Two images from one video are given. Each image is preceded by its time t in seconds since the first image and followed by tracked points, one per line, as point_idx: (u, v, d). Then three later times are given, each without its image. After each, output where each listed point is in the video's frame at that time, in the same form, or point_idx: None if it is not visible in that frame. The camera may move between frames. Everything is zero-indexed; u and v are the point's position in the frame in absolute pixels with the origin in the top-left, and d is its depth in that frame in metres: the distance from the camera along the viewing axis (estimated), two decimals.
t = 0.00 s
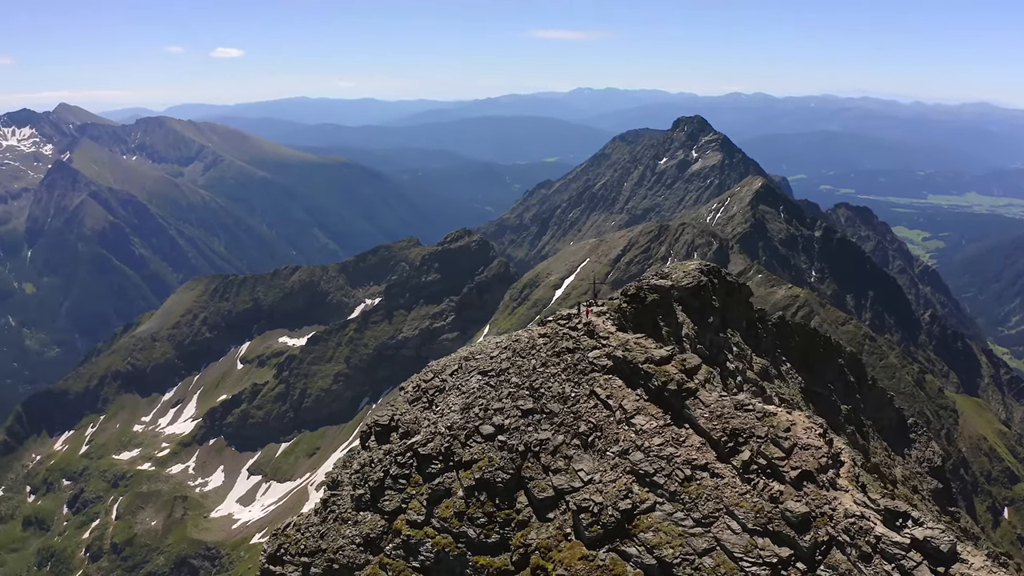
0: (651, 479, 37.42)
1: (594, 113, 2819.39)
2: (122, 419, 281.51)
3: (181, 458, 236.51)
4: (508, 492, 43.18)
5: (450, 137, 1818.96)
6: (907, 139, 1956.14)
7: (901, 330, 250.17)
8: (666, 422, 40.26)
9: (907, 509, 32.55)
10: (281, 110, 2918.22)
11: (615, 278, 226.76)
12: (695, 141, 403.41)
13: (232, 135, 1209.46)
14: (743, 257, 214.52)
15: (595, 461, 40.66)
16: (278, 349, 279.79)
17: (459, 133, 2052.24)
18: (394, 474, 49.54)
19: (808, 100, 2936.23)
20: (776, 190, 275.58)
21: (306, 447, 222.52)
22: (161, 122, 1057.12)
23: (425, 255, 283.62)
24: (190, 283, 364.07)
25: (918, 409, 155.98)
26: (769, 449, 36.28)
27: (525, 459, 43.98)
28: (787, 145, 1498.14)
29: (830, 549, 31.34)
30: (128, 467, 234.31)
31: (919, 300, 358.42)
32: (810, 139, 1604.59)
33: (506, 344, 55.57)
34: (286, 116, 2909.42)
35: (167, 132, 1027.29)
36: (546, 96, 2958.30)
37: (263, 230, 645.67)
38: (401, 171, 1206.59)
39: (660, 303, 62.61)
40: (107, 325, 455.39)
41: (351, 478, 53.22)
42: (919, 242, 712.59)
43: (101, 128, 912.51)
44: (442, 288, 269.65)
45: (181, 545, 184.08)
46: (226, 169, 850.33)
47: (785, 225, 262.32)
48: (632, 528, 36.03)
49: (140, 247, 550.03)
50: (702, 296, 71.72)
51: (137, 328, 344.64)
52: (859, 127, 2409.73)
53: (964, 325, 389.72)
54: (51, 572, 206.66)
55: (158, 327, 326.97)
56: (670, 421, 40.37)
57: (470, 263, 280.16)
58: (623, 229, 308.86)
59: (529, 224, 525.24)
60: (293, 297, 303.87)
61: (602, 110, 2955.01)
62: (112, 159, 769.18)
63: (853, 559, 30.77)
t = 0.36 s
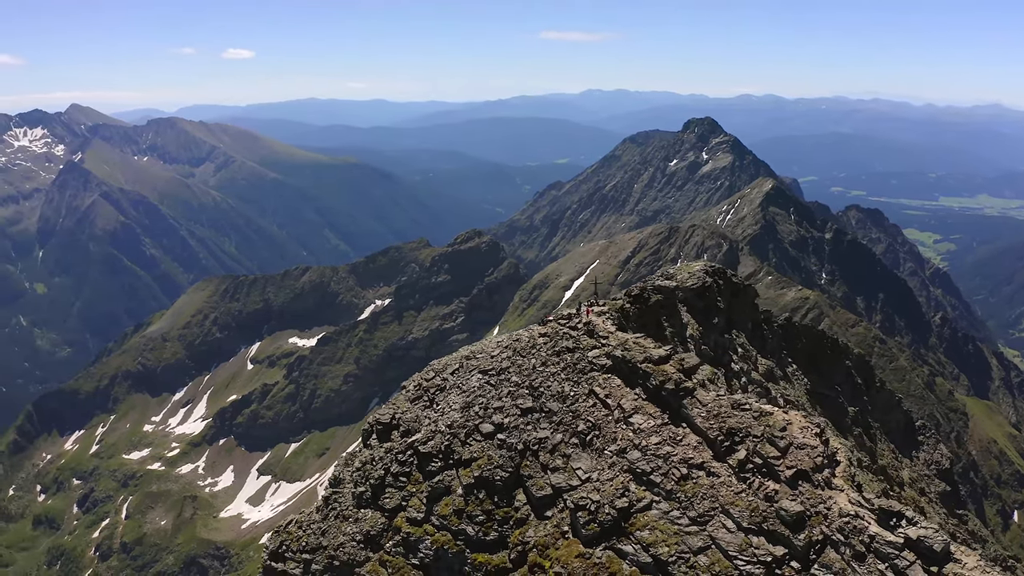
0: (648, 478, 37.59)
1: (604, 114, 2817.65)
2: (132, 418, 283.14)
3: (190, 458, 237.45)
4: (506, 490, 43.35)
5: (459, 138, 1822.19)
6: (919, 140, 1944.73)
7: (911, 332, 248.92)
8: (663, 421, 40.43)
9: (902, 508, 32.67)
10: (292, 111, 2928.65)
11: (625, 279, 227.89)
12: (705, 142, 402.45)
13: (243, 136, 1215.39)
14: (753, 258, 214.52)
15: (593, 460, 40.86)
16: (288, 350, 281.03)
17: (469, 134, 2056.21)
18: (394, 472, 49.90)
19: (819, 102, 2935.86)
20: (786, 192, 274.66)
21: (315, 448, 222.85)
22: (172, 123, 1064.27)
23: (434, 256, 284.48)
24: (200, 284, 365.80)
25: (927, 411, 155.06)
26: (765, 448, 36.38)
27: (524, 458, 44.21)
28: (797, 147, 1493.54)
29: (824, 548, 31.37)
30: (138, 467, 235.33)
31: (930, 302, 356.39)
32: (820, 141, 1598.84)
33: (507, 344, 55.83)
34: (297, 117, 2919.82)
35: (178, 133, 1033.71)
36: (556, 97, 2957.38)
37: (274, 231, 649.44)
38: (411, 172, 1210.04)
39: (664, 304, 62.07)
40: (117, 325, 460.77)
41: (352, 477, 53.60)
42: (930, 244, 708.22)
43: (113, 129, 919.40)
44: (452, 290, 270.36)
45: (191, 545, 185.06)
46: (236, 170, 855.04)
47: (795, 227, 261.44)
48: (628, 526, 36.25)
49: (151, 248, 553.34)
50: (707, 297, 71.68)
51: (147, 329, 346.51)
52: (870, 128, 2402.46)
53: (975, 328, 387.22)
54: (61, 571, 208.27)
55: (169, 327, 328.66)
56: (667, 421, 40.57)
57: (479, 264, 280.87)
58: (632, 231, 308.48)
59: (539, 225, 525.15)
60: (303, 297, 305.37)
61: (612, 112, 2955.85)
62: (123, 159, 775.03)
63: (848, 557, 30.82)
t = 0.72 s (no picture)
0: (645, 477, 37.77)
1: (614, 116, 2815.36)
2: (143, 417, 284.74)
3: (201, 458, 238.21)
4: (506, 488, 43.65)
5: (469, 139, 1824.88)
6: (930, 142, 1934.00)
7: (922, 335, 247.50)
8: (661, 420, 40.63)
9: (896, 508, 32.81)
10: (303, 111, 2939.82)
11: (636, 280, 229.06)
12: (716, 144, 401.67)
13: (254, 137, 1220.82)
14: (763, 260, 215.06)
15: (591, 459, 41.02)
16: (298, 351, 282.17)
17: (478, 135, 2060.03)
18: (395, 469, 50.22)
19: (831, 104, 2940.64)
20: (797, 194, 273.75)
21: (325, 448, 222.41)
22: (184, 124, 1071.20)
23: (444, 257, 285.40)
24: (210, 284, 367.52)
25: (937, 414, 154.07)
26: (761, 447, 36.54)
27: (523, 456, 44.52)
28: (808, 148, 1488.28)
29: (818, 547, 31.44)
30: (148, 467, 236.28)
31: (942, 305, 354.26)
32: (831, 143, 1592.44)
33: (508, 343, 56.01)
34: (308, 117, 2930.07)
35: (189, 133, 1040.78)
36: (565, 98, 2957.69)
37: (284, 232, 652.96)
38: (421, 173, 1212.35)
39: (667, 304, 61.74)
40: (128, 325, 467.24)
41: (354, 474, 53.95)
42: (942, 247, 703.64)
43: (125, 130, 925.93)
44: (463, 291, 270.20)
45: (201, 544, 186.19)
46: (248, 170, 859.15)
47: (806, 228, 260.57)
48: (624, 525, 36.43)
49: (163, 248, 556.83)
50: (712, 298, 71.70)
51: (158, 329, 348.28)
52: (881, 130, 2393.24)
53: (987, 331, 384.76)
54: (71, 570, 209.49)
55: (179, 327, 330.07)
56: (664, 420, 40.74)
57: (489, 265, 281.64)
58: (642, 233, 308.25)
59: (550, 227, 525.14)
60: (314, 298, 307.18)
61: (622, 113, 2955.89)
62: (135, 160, 780.96)
63: (842, 556, 30.93)
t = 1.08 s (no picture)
0: (642, 475, 37.95)
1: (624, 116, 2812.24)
2: (154, 416, 286.41)
3: (211, 457, 238.99)
4: (505, 486, 44.00)
5: (478, 140, 1826.58)
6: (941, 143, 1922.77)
7: (933, 337, 245.88)
8: (659, 419, 40.78)
9: (890, 508, 32.95)
10: (312, 111, 2949.34)
11: (646, 281, 229.99)
12: (727, 145, 401.17)
13: (265, 138, 1226.42)
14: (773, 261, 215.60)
15: (589, 458, 41.23)
16: (309, 351, 283.58)
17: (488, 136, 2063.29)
18: (397, 467, 50.56)
19: (844, 104, 2955.54)
20: (807, 195, 272.92)
21: (335, 448, 220.50)
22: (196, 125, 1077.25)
23: (455, 258, 286.49)
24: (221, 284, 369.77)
25: (947, 417, 152.79)
26: (757, 446, 36.70)
27: (523, 455, 44.69)
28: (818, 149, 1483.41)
29: (812, 546, 31.63)
30: (159, 466, 237.35)
31: (953, 307, 352.21)
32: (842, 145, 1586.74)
33: (509, 342, 56.30)
34: (318, 117, 2938.51)
35: (200, 134, 1046.78)
36: (575, 99, 2957.47)
37: (295, 232, 655.94)
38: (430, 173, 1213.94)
39: (671, 304, 61.62)
40: (138, 324, 466.41)
41: (356, 472, 54.35)
42: (954, 248, 699.11)
43: (136, 130, 932.12)
44: (473, 291, 271.58)
45: (210, 544, 187.56)
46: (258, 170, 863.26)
47: (817, 230, 259.68)
48: (621, 523, 36.62)
49: (175, 248, 557.17)
50: (717, 299, 71.73)
51: (168, 329, 350.27)
52: (893, 131, 2382.26)
53: (998, 334, 382.18)
54: (81, 569, 210.64)
55: (190, 327, 331.72)
56: (663, 419, 40.91)
57: (499, 266, 282.43)
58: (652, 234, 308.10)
59: (560, 228, 524.85)
60: (324, 298, 308.73)
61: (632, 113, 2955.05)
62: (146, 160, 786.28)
63: (835, 556, 31.07)
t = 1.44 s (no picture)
0: (639, 474, 38.14)
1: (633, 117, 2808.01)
2: (164, 416, 287.75)
3: (221, 456, 239.56)
4: (503, 485, 44.22)
5: (488, 141, 1827.87)
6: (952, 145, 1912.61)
7: (944, 339, 244.24)
8: (657, 419, 40.94)
9: (884, 508, 33.16)
10: (322, 112, 2958.01)
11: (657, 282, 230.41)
12: (737, 146, 400.47)
13: (275, 138, 1230.63)
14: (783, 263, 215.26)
15: (588, 456, 41.44)
16: (318, 351, 284.76)
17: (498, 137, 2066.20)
18: (397, 465, 50.91)
19: (855, 105, 2952.69)
20: (818, 197, 272.00)
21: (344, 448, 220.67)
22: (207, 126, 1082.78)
23: (464, 259, 286.77)
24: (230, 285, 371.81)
25: (956, 419, 151.66)
26: (753, 446, 36.93)
27: (521, 454, 44.96)
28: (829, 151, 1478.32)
29: (806, 545, 31.78)
30: (169, 465, 238.11)
31: (965, 309, 349.98)
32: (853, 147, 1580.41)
33: (510, 341, 56.56)
34: (328, 117, 2948.05)
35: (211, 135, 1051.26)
36: (584, 100, 2957.26)
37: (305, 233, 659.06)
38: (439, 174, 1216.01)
39: (674, 305, 61.65)
40: (149, 324, 471.33)
41: (358, 471, 54.66)
42: (965, 251, 694.64)
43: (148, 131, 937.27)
44: (482, 293, 272.52)
45: (219, 543, 188.90)
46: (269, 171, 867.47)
47: (828, 232, 258.75)
48: (618, 521, 36.85)
49: (185, 249, 561.56)
50: (722, 300, 71.67)
51: (178, 329, 351.83)
52: (904, 132, 2370.04)
53: (1010, 336, 379.70)
54: (90, 568, 211.64)
55: (200, 327, 333.12)
56: (660, 418, 41.12)
57: (509, 267, 282.16)
58: (662, 235, 308.27)
59: (570, 229, 524.32)
60: (334, 299, 309.98)
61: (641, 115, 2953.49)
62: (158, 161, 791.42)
63: (829, 555, 31.24)
